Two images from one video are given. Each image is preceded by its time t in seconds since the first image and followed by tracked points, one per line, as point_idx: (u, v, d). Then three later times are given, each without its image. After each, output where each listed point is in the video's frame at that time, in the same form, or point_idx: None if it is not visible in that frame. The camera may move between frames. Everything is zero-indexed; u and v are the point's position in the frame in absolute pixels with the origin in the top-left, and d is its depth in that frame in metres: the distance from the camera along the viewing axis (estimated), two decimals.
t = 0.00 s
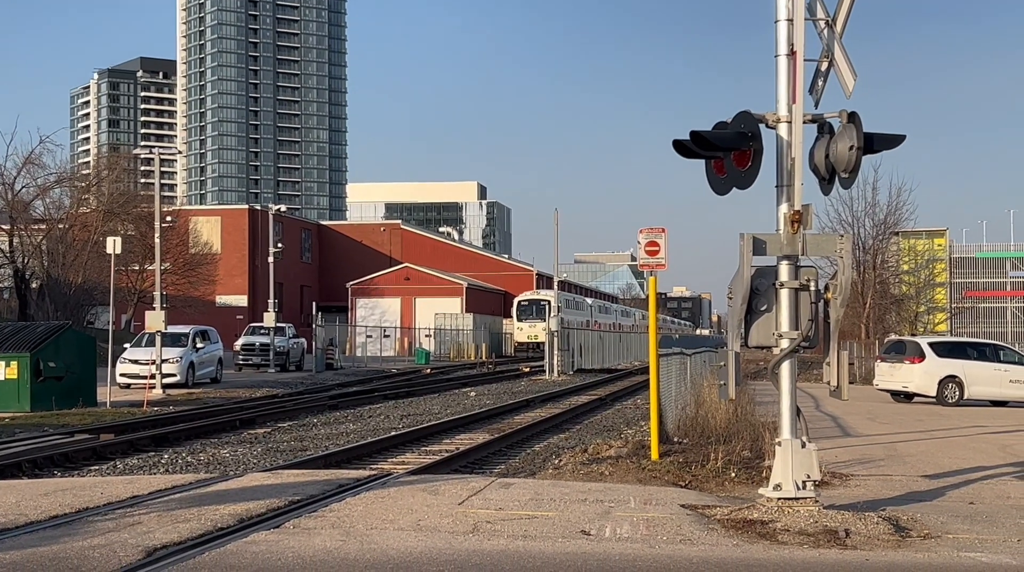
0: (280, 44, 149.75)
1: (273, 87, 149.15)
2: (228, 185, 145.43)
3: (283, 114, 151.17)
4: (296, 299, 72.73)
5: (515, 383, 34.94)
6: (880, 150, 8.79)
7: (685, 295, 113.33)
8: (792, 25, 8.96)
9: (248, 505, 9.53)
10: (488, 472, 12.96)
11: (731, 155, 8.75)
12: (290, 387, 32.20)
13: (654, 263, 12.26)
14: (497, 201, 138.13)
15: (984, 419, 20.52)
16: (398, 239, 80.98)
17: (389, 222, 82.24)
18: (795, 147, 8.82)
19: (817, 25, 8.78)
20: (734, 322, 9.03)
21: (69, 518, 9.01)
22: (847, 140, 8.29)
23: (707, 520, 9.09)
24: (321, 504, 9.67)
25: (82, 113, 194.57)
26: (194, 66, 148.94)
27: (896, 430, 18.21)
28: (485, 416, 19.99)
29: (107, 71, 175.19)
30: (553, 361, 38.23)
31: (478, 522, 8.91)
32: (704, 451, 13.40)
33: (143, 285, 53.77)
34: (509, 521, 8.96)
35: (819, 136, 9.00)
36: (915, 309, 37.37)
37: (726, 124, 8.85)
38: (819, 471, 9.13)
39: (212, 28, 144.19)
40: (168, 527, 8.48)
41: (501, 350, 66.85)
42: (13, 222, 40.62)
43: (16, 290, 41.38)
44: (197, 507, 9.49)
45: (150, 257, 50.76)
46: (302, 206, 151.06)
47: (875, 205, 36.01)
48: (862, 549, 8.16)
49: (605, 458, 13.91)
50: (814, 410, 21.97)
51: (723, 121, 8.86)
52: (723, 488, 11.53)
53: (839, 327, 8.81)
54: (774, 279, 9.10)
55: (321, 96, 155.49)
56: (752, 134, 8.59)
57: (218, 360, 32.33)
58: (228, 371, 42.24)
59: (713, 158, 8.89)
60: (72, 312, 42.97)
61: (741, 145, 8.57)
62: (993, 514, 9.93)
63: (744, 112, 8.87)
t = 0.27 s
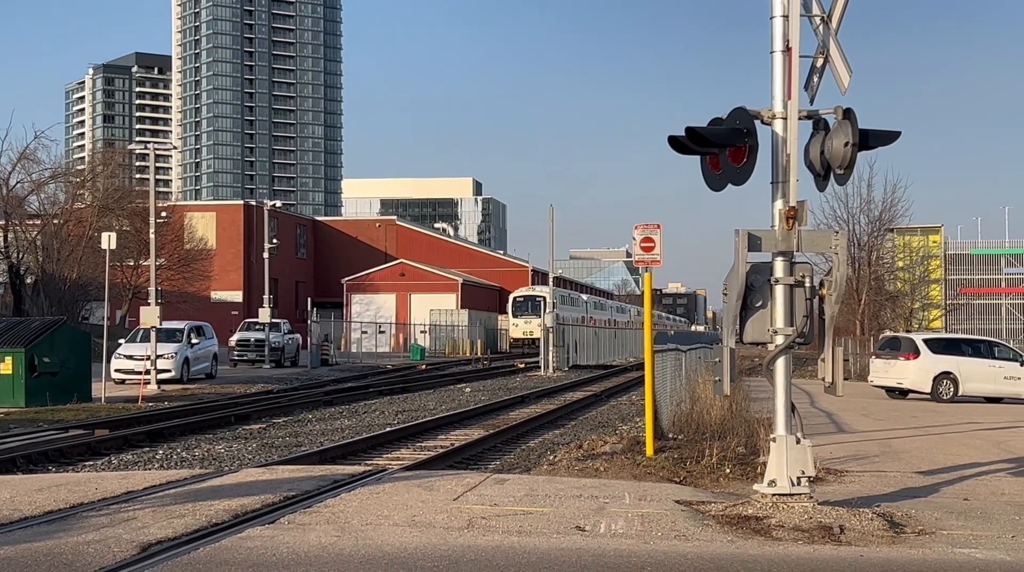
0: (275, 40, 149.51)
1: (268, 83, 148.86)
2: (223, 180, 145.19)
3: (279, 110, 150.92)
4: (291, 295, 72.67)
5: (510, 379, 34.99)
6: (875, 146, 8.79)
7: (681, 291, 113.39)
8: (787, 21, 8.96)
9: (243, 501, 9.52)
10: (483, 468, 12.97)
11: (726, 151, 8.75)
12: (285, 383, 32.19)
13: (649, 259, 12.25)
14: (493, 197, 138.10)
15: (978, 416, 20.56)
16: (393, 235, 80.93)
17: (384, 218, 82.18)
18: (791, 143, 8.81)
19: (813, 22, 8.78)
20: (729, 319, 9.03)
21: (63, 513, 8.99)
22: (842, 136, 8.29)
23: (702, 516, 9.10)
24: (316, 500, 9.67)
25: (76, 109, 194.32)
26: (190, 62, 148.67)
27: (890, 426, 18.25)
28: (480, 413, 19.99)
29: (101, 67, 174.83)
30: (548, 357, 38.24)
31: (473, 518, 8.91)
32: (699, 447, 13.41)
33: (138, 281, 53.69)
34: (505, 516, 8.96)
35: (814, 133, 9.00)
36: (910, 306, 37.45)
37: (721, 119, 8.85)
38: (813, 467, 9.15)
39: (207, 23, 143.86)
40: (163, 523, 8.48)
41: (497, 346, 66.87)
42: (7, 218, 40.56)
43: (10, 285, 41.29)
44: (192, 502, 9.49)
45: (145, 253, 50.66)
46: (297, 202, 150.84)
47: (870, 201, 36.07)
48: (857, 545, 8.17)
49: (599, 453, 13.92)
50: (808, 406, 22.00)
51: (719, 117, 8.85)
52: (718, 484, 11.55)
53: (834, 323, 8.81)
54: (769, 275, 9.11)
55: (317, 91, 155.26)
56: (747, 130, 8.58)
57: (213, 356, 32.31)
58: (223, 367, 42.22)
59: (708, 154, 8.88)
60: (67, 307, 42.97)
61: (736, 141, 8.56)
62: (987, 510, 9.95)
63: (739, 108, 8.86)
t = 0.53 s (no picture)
0: (272, 37, 149.30)
1: (265, 80, 148.72)
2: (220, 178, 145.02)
3: (275, 107, 150.73)
4: (288, 292, 72.61)
5: (507, 376, 35.01)
6: (872, 144, 8.80)
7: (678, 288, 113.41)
8: (784, 19, 8.96)
9: (240, 498, 9.51)
10: (480, 466, 12.97)
11: (723, 149, 8.74)
12: (282, 380, 32.17)
13: (646, 256, 12.25)
14: (489, 195, 138.05)
15: (974, 413, 20.57)
16: (390, 232, 80.87)
17: (381, 215, 82.12)
18: (788, 140, 8.82)
19: (810, 19, 8.78)
20: (726, 316, 9.04)
21: (59, 510, 8.98)
22: (839, 135, 8.29)
23: (698, 513, 9.11)
24: (312, 497, 9.65)
25: (73, 106, 194.06)
26: (186, 59, 148.46)
27: (887, 423, 18.26)
28: (477, 409, 19.98)
29: (98, 64, 174.55)
30: (545, 355, 38.22)
31: (470, 515, 8.90)
32: (696, 445, 13.41)
33: (135, 278, 53.62)
34: (502, 514, 8.95)
35: (812, 130, 9.00)
36: (907, 303, 37.49)
37: (718, 117, 8.85)
38: (810, 465, 9.17)
39: (204, 20, 143.66)
40: (160, 520, 8.46)
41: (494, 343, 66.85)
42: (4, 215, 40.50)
43: (7, 283, 41.29)
44: (188, 499, 9.47)
45: (141, 250, 50.59)
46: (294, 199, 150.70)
47: (867, 199, 36.10)
48: (853, 542, 8.18)
49: (596, 451, 13.92)
50: (805, 404, 22.02)
51: (716, 114, 8.85)
52: (715, 481, 11.55)
53: (831, 321, 8.82)
54: (765, 272, 9.11)
55: (313, 88, 155.06)
56: (744, 127, 8.58)
57: (210, 353, 32.28)
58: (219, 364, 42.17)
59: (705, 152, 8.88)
60: (63, 304, 42.92)
61: (733, 139, 8.56)
62: (984, 507, 9.96)
63: (736, 105, 8.86)
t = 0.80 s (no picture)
0: (270, 35, 149.18)
1: (263, 78, 148.63)
2: (218, 176, 144.95)
3: (273, 105, 150.64)
4: (286, 290, 72.59)
5: (505, 374, 35.00)
6: (869, 143, 8.80)
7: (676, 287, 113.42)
8: (782, 17, 8.96)
9: (237, 496, 9.51)
10: (478, 464, 12.97)
11: (721, 147, 8.74)
12: (280, 378, 32.16)
13: (644, 255, 12.26)
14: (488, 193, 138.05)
15: (972, 412, 20.60)
16: (389, 231, 80.84)
17: (379, 214, 82.09)
18: (786, 139, 8.82)
19: (807, 18, 8.77)
20: (724, 315, 9.04)
21: (57, 509, 8.98)
22: (837, 132, 8.29)
23: (696, 512, 9.12)
24: (311, 495, 9.65)
25: (71, 104, 194.02)
26: (184, 57, 148.37)
27: (885, 422, 18.29)
28: (475, 408, 19.99)
29: (96, 62, 174.45)
30: (543, 353, 38.24)
31: (468, 513, 8.91)
32: (694, 443, 13.42)
33: (133, 276, 53.60)
34: (500, 512, 8.95)
35: (809, 128, 9.00)
36: (905, 302, 37.53)
37: (716, 115, 8.85)
38: (808, 463, 9.18)
39: (202, 18, 143.57)
40: (157, 519, 8.46)
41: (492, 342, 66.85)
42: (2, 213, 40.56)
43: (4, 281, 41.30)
44: (187, 498, 9.47)
45: (139, 248, 50.55)
46: (292, 197, 150.66)
47: (865, 197, 36.13)
48: (851, 540, 8.19)
49: (594, 449, 13.93)
50: (803, 402, 22.04)
51: (714, 112, 8.85)
52: (713, 479, 11.55)
53: (828, 319, 8.83)
54: (763, 271, 9.11)
55: (311, 87, 154.98)
56: (742, 126, 8.58)
57: (208, 351, 32.28)
58: (217, 362, 42.18)
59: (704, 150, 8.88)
60: (61, 303, 42.95)
61: (731, 137, 8.56)
62: (981, 505, 9.97)
63: (734, 104, 8.87)
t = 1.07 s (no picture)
0: (269, 34, 149.11)
1: (262, 77, 148.56)
2: (217, 175, 144.89)
3: (272, 104, 150.57)
4: (285, 289, 72.58)
5: (504, 373, 34.96)
6: (868, 141, 8.80)
7: (675, 286, 113.44)
8: (781, 16, 8.96)
9: (236, 495, 9.51)
10: (477, 463, 12.97)
11: (720, 146, 8.75)
12: (279, 377, 32.15)
13: (643, 253, 12.27)
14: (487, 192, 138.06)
15: (971, 410, 20.61)
16: (388, 230, 80.82)
17: (378, 213, 82.09)
18: (784, 138, 8.83)
19: (806, 16, 8.77)
20: (723, 313, 9.05)
21: (56, 508, 8.97)
22: (836, 131, 8.29)
23: (695, 510, 9.12)
24: (309, 494, 9.65)
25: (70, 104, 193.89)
26: (183, 56, 148.29)
27: (883, 420, 18.29)
28: (474, 407, 19.98)
29: (95, 61, 174.37)
30: (542, 352, 38.23)
31: (467, 512, 8.91)
32: (693, 441, 13.42)
33: (131, 275, 53.59)
34: (498, 511, 8.95)
35: (808, 127, 9.00)
36: (904, 300, 37.55)
37: (715, 114, 8.85)
38: (806, 461, 9.18)
39: (200, 18, 143.51)
40: (156, 518, 8.46)
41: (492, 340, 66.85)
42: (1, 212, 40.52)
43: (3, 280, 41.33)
44: (185, 497, 9.47)
45: (138, 247, 50.52)
46: (291, 196, 150.61)
47: (864, 196, 36.15)
48: (850, 538, 8.20)
49: (593, 448, 13.92)
50: (802, 401, 22.05)
51: (712, 111, 8.85)
52: (712, 478, 11.55)
53: (827, 317, 8.84)
54: (762, 269, 9.11)
55: (310, 86, 154.90)
56: (741, 124, 8.58)
57: (207, 350, 32.27)
58: (216, 361, 42.17)
59: (702, 149, 8.88)
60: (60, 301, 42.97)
61: (730, 136, 8.56)
62: (980, 504, 9.97)
63: (733, 103, 8.86)
